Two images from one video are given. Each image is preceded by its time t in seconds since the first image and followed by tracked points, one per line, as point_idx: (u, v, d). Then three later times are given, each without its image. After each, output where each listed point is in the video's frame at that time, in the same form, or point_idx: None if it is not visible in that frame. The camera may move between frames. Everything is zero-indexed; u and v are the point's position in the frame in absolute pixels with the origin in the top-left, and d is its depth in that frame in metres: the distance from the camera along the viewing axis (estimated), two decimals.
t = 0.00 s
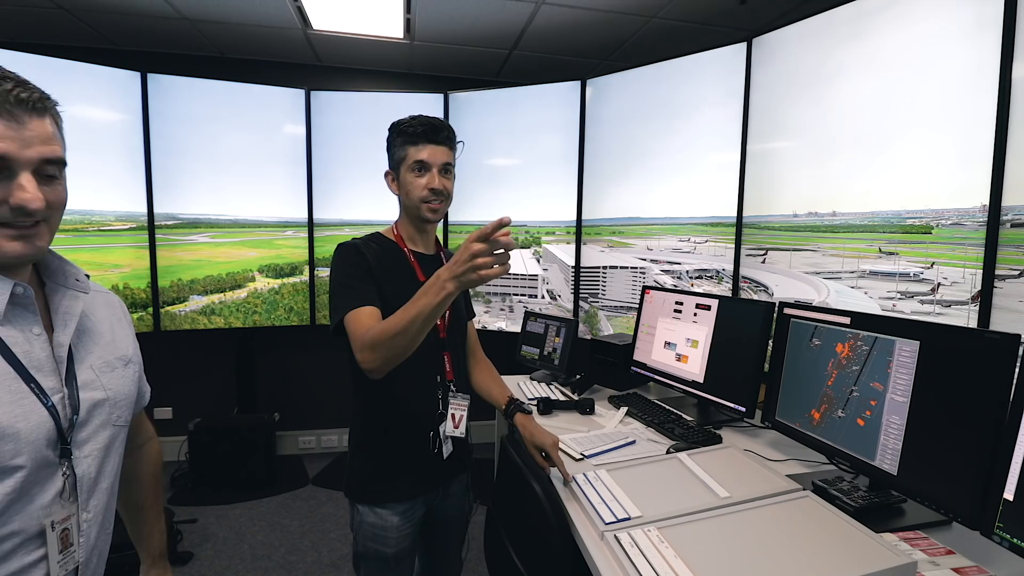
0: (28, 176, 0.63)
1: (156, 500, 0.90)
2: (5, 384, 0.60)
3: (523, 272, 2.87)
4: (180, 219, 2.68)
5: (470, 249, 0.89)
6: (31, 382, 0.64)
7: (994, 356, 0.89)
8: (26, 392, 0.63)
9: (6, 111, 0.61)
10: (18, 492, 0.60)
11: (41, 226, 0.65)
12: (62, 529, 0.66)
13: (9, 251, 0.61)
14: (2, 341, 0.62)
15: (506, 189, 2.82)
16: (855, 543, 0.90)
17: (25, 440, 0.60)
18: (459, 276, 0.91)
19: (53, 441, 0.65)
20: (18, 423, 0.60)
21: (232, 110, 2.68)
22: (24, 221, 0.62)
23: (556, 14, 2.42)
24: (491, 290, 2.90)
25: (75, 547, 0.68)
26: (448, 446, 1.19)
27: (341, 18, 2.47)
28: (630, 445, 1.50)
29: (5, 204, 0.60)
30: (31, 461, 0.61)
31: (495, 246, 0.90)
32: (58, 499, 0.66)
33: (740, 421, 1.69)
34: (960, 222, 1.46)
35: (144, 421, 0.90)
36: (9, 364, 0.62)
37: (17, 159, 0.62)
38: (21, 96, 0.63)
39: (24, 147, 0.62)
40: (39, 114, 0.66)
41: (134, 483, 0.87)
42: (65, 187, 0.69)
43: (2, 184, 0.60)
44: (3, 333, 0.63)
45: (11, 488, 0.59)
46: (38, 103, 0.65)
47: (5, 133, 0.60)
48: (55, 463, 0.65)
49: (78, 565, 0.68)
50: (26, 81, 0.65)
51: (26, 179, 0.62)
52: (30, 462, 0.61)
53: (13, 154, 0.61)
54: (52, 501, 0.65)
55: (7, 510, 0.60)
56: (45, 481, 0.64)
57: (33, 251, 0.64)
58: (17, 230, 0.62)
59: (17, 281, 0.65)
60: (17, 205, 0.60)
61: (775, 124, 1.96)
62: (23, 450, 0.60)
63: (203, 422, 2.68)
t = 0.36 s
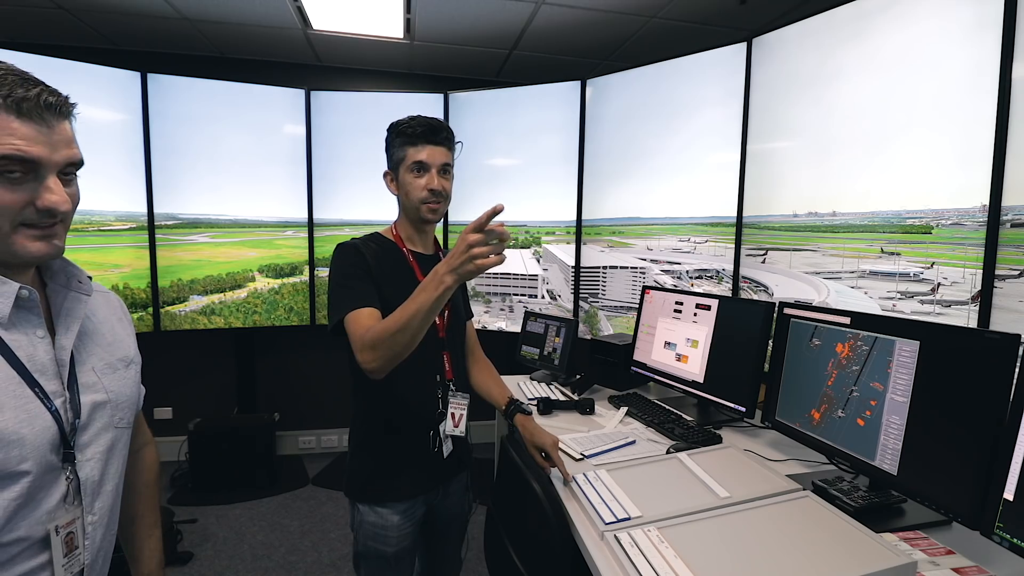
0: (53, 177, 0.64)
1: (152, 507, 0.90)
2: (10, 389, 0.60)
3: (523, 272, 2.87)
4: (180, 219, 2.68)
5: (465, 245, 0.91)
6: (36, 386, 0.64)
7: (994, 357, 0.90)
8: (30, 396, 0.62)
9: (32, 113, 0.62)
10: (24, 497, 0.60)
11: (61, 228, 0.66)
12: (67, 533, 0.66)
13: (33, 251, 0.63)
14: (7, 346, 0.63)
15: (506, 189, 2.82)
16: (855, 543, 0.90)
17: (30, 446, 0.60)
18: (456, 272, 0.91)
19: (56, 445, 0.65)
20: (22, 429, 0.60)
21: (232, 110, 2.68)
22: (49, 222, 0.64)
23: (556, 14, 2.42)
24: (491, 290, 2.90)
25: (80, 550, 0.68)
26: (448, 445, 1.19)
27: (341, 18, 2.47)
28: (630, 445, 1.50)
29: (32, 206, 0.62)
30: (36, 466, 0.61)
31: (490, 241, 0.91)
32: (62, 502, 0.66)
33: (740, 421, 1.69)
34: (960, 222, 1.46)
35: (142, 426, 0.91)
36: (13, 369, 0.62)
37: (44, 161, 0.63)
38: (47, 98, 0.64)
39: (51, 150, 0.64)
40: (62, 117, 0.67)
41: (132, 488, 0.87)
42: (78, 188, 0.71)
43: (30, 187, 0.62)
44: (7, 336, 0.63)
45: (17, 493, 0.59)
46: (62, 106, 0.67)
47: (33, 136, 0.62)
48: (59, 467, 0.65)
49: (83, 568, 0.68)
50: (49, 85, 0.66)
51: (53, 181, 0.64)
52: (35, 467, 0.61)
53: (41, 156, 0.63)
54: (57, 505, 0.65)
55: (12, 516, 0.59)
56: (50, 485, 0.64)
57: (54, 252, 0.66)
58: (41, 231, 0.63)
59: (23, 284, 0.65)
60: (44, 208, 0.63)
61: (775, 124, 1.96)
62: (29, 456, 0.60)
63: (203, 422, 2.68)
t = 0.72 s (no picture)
0: (43, 168, 0.64)
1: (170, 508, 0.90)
2: (12, 391, 0.60)
3: (523, 272, 2.87)
4: (180, 219, 2.68)
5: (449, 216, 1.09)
6: (38, 389, 0.64)
7: (993, 357, 0.90)
8: (32, 399, 0.63)
9: (26, 105, 0.63)
10: (24, 502, 0.60)
11: (56, 221, 0.66)
12: (68, 538, 0.65)
13: (23, 244, 0.62)
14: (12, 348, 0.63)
15: (506, 189, 2.82)
16: (856, 543, 0.90)
17: (30, 449, 0.60)
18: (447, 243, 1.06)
19: (57, 449, 0.65)
20: (22, 432, 0.60)
21: (232, 110, 2.68)
22: (41, 215, 0.63)
23: (556, 14, 2.42)
24: (491, 290, 2.90)
25: (82, 556, 0.68)
26: (441, 446, 1.19)
27: (342, 18, 2.47)
28: (630, 445, 1.50)
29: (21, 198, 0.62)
30: (36, 470, 0.61)
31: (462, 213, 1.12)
32: (64, 507, 0.66)
33: (740, 421, 1.69)
34: (960, 222, 1.46)
35: (160, 429, 0.90)
36: (15, 371, 0.62)
37: (34, 152, 0.63)
38: (42, 90, 0.65)
39: (41, 141, 0.64)
40: (60, 111, 0.67)
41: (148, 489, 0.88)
42: (83, 185, 0.71)
43: (19, 178, 0.62)
44: (13, 338, 0.64)
45: (18, 497, 0.59)
46: (58, 99, 0.67)
47: (23, 126, 0.62)
48: (60, 471, 0.65)
49: (85, 572, 0.68)
50: (47, 79, 0.67)
51: (43, 173, 0.64)
52: (36, 470, 0.61)
53: (30, 147, 0.63)
54: (58, 510, 0.65)
55: (13, 521, 0.59)
56: (52, 490, 0.64)
57: (48, 245, 0.65)
58: (33, 224, 0.63)
59: (32, 287, 0.66)
60: (32, 199, 0.62)
61: (775, 124, 1.96)
62: (29, 459, 0.60)
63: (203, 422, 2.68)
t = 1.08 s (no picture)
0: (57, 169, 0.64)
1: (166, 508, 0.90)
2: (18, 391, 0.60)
3: (523, 272, 2.87)
4: (180, 219, 2.68)
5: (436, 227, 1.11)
6: (44, 390, 0.64)
7: (993, 357, 0.90)
8: (38, 400, 0.63)
9: (42, 107, 0.63)
10: (31, 503, 0.60)
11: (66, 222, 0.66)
12: (72, 538, 0.66)
13: (34, 244, 0.62)
14: (18, 349, 0.63)
15: (506, 189, 2.82)
16: (856, 543, 0.90)
17: (36, 450, 0.60)
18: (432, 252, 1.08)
19: (62, 449, 0.65)
20: (29, 433, 0.60)
21: (232, 110, 2.68)
22: (52, 216, 0.63)
23: (556, 14, 2.42)
24: (491, 290, 2.90)
25: (86, 556, 0.68)
26: (432, 450, 1.20)
27: (341, 18, 2.47)
28: (630, 445, 1.50)
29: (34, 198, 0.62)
30: (43, 470, 0.61)
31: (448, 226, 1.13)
32: (67, 507, 0.66)
33: (740, 421, 1.69)
34: (960, 222, 1.46)
35: (152, 429, 0.90)
36: (21, 372, 0.62)
37: (49, 154, 0.63)
38: (57, 93, 0.65)
39: (55, 142, 0.64)
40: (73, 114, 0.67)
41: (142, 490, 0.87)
42: (92, 187, 0.71)
43: (33, 179, 0.62)
44: (19, 341, 0.64)
45: (24, 498, 0.59)
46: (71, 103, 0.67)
47: (39, 128, 0.62)
48: (64, 472, 0.65)
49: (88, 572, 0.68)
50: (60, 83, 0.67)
51: (58, 174, 0.64)
52: (43, 471, 0.61)
53: (45, 149, 0.63)
54: (62, 510, 0.65)
55: (19, 522, 0.59)
56: (56, 490, 0.64)
57: (58, 244, 0.65)
58: (44, 224, 0.63)
59: (38, 288, 0.66)
60: (45, 200, 0.62)
61: (775, 124, 1.96)
62: (36, 460, 0.60)
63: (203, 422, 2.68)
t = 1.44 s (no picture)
0: (47, 167, 0.64)
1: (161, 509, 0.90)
2: (17, 391, 0.60)
3: (523, 272, 2.87)
4: (180, 219, 2.68)
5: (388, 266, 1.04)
6: (43, 389, 0.64)
7: (993, 357, 0.90)
8: (37, 399, 0.62)
9: (30, 105, 0.63)
10: (30, 502, 0.60)
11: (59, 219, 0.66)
12: (71, 537, 0.66)
13: (25, 242, 0.62)
14: (17, 349, 0.63)
15: (506, 189, 2.82)
16: (856, 543, 0.90)
17: (36, 449, 0.60)
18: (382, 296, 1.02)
19: (61, 448, 0.64)
20: (28, 432, 0.60)
21: (232, 110, 2.68)
22: (44, 214, 0.63)
23: (556, 14, 2.42)
24: (491, 290, 2.90)
25: (84, 555, 0.68)
26: (431, 446, 1.21)
27: (341, 18, 2.47)
28: (630, 445, 1.50)
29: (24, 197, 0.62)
30: (43, 469, 0.61)
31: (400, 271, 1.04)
32: (66, 506, 0.66)
33: (740, 421, 1.69)
34: (960, 222, 1.46)
35: (150, 430, 0.91)
36: (20, 371, 0.62)
37: (38, 152, 0.63)
38: (47, 91, 0.65)
39: (45, 140, 0.64)
40: (63, 112, 0.67)
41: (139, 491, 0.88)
42: (85, 186, 0.71)
43: (23, 177, 0.62)
44: (18, 340, 0.64)
45: (24, 497, 0.59)
46: (61, 101, 0.67)
47: (28, 126, 0.62)
48: (63, 471, 0.65)
49: (87, 572, 0.68)
50: (49, 80, 0.67)
51: (48, 173, 0.64)
52: (42, 470, 0.61)
53: (35, 147, 0.63)
54: (61, 509, 0.65)
55: (20, 520, 0.59)
56: (55, 489, 0.64)
57: (50, 243, 0.65)
58: (36, 222, 0.63)
59: (35, 288, 0.66)
60: (35, 198, 0.62)
61: (775, 124, 1.96)
62: (36, 459, 0.60)
63: (203, 422, 2.68)
